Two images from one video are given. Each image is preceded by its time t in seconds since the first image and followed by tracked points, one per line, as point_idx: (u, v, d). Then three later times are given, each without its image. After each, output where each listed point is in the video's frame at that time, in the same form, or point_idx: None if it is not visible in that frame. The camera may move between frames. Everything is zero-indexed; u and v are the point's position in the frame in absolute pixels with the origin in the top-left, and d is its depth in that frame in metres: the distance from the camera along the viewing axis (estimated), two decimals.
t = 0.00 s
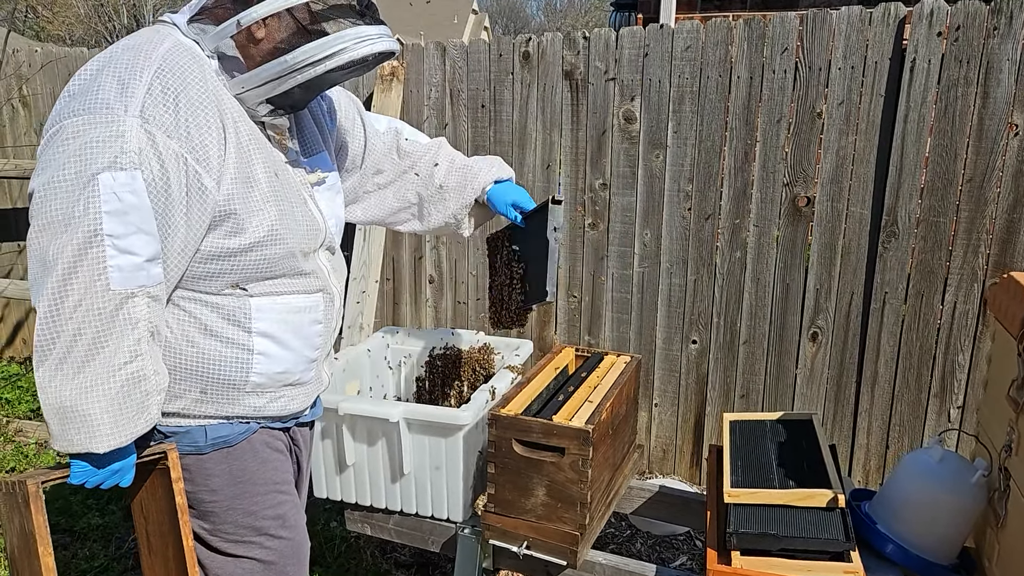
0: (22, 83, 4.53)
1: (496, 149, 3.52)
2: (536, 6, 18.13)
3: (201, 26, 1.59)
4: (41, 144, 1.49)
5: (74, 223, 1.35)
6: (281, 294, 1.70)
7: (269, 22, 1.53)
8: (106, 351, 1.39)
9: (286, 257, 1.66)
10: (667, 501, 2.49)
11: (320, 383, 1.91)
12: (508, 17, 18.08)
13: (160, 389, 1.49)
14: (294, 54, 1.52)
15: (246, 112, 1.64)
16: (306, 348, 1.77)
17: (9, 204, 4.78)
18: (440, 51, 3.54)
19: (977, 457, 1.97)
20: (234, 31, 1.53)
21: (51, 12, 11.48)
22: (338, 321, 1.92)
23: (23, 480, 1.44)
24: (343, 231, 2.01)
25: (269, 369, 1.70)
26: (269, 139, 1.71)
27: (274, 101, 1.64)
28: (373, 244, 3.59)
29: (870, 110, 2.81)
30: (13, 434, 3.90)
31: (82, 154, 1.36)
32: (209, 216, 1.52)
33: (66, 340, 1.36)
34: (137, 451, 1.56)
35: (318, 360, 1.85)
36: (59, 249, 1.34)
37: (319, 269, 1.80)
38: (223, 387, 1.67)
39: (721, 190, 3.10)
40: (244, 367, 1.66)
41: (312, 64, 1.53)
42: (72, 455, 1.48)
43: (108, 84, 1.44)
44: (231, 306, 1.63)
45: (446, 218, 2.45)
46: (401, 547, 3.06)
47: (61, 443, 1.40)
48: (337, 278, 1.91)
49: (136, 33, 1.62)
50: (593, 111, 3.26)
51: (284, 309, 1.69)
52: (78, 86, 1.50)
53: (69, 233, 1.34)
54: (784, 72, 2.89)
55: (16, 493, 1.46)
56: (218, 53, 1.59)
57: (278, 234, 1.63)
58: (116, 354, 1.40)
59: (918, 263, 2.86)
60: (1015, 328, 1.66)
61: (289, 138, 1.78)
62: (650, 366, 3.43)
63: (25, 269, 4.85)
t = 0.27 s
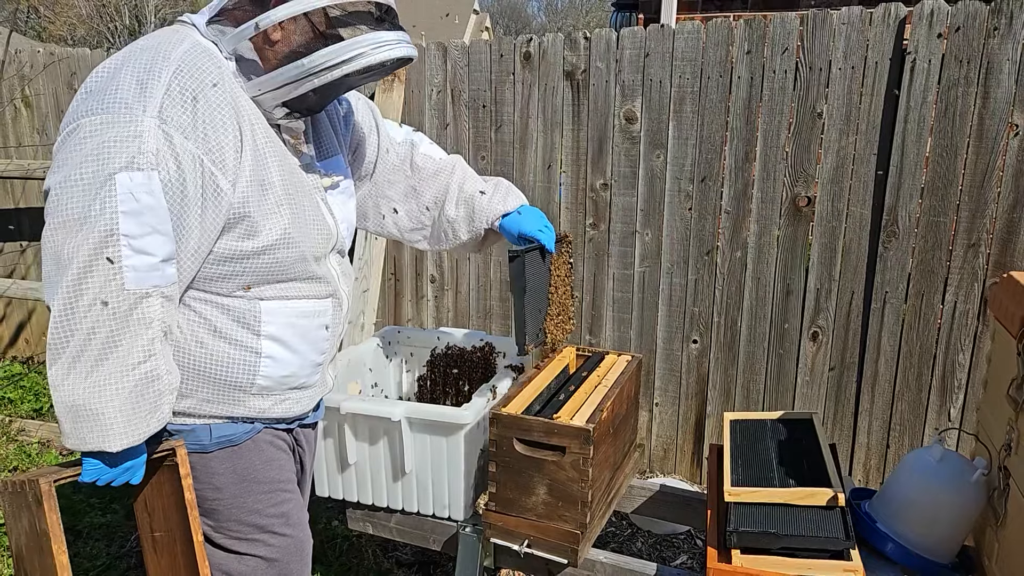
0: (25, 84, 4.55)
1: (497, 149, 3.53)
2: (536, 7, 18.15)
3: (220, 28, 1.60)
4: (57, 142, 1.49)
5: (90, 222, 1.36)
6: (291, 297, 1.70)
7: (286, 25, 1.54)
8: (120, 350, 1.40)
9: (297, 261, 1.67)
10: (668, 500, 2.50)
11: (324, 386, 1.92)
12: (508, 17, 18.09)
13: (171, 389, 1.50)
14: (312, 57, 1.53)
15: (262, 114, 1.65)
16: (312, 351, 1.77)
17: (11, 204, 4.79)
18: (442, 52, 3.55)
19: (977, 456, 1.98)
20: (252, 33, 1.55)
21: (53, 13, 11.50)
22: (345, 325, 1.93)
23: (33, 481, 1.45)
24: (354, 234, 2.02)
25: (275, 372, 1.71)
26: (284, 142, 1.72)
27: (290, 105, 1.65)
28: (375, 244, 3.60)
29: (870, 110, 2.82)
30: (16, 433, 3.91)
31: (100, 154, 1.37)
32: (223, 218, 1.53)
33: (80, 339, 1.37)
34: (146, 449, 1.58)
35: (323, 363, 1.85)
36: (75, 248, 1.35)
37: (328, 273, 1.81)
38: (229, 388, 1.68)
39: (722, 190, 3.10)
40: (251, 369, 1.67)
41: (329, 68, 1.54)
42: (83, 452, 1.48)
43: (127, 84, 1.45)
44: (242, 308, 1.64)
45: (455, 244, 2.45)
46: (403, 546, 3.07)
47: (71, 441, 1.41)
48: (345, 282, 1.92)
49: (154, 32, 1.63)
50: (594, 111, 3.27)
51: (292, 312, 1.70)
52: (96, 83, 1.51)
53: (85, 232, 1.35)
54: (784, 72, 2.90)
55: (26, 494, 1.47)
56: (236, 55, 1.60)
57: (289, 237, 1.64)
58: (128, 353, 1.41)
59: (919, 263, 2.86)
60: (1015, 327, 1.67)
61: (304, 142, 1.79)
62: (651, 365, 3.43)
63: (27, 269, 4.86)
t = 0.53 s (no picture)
0: (27, 83, 4.56)
1: (497, 147, 3.54)
2: (536, 6, 18.16)
3: (235, 28, 1.61)
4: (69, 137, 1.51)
5: (102, 220, 1.37)
6: (295, 299, 1.71)
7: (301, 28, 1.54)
8: (130, 347, 1.41)
9: (303, 263, 1.68)
10: (668, 497, 2.51)
11: (324, 388, 1.93)
12: (508, 17, 18.10)
13: (178, 387, 1.51)
14: (326, 62, 1.52)
15: (274, 116, 1.66)
16: (313, 353, 1.78)
17: (13, 203, 4.80)
18: (442, 51, 3.57)
19: (975, 451, 1.99)
20: (267, 36, 1.54)
21: (54, 13, 11.51)
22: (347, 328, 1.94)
23: (41, 478, 1.46)
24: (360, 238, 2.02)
25: (276, 373, 1.72)
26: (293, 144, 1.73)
27: (301, 107, 1.64)
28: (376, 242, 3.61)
29: (869, 108, 2.82)
30: (18, 431, 3.92)
31: (113, 152, 1.38)
32: (233, 218, 1.54)
33: (89, 336, 1.38)
34: (152, 447, 1.59)
35: (324, 365, 1.86)
36: (86, 246, 1.36)
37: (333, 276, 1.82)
38: (229, 388, 1.69)
39: (722, 188, 3.11)
40: (252, 369, 1.68)
41: (343, 73, 1.53)
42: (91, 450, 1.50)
43: (141, 82, 1.46)
44: (245, 309, 1.65)
45: (460, 258, 2.43)
46: (403, 543, 3.09)
47: (77, 437, 1.42)
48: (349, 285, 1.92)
49: (168, 31, 1.64)
50: (594, 110, 3.28)
51: (296, 314, 1.71)
52: (109, 79, 1.52)
53: (96, 230, 1.37)
54: (784, 70, 2.91)
55: (33, 491, 1.49)
56: (250, 56, 1.61)
57: (296, 240, 1.65)
58: (137, 351, 1.42)
59: (918, 260, 2.87)
60: (1013, 323, 1.67)
61: (314, 146, 1.81)
62: (651, 363, 3.44)
63: (29, 268, 4.88)
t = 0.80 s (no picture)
0: (29, 83, 4.57)
1: (499, 147, 3.55)
2: (537, 6, 18.18)
3: (249, 32, 1.63)
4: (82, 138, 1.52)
5: (115, 222, 1.38)
6: (300, 302, 1.73)
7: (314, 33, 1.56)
8: (141, 349, 1.43)
9: (309, 268, 1.69)
10: (668, 495, 2.52)
11: (327, 390, 1.94)
12: (509, 17, 18.12)
13: (186, 389, 1.52)
14: (339, 68, 1.54)
15: (284, 120, 1.68)
16: (318, 356, 1.80)
17: (16, 202, 4.82)
18: (444, 51, 3.58)
19: (974, 449, 2.00)
20: (280, 41, 1.57)
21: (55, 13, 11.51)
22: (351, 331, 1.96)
23: (45, 480, 1.48)
24: (365, 242, 2.04)
25: (280, 375, 1.73)
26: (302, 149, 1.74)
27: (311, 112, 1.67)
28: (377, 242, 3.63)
29: (869, 109, 2.84)
30: (21, 430, 3.93)
31: (127, 154, 1.40)
32: (243, 222, 1.55)
33: (100, 336, 1.40)
34: (159, 448, 1.60)
35: (328, 369, 1.87)
36: (99, 247, 1.38)
37: (338, 280, 1.83)
38: (233, 389, 1.69)
39: (722, 188, 3.13)
40: (256, 370, 1.69)
41: (354, 81, 1.55)
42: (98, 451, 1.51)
43: (156, 85, 1.48)
44: (251, 311, 1.66)
45: (462, 269, 2.45)
46: (405, 541, 3.10)
47: (85, 438, 1.43)
48: (354, 289, 1.94)
49: (183, 33, 1.66)
50: (595, 110, 3.29)
51: (301, 317, 1.72)
52: (122, 81, 1.54)
53: (109, 232, 1.38)
54: (784, 70, 2.92)
55: (38, 493, 1.50)
56: (262, 60, 1.62)
57: (304, 244, 1.66)
58: (147, 353, 1.44)
59: (918, 260, 2.88)
60: (1011, 321, 1.68)
61: (321, 152, 1.81)
62: (651, 362, 3.46)
63: (32, 267, 4.89)
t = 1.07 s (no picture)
0: (31, 84, 4.58)
1: (500, 148, 3.56)
2: (537, 6, 18.20)
3: (261, 36, 1.63)
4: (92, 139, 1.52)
5: (125, 225, 1.39)
6: (306, 306, 1.74)
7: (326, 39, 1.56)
8: (149, 351, 1.44)
9: (315, 272, 1.71)
10: (670, 494, 2.53)
11: (330, 393, 1.95)
12: (509, 17, 18.13)
13: (193, 392, 1.53)
14: (351, 75, 1.54)
15: (293, 124, 1.68)
16: (321, 359, 1.81)
17: (17, 203, 4.83)
18: (445, 52, 3.59)
19: (975, 449, 2.00)
20: (293, 46, 1.57)
21: (56, 14, 11.52)
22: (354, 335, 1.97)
23: (50, 482, 1.48)
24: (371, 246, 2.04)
25: (283, 379, 1.74)
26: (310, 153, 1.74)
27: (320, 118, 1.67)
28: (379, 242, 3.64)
29: (869, 109, 2.84)
30: (23, 430, 3.94)
31: (138, 156, 1.41)
32: (251, 226, 1.56)
33: (109, 338, 1.40)
34: (164, 450, 1.61)
35: (330, 372, 1.89)
36: (109, 250, 1.38)
37: (342, 284, 1.84)
38: (237, 392, 1.69)
39: (723, 188, 3.13)
40: (260, 374, 1.69)
41: (364, 88, 1.55)
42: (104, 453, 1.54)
43: (167, 88, 1.49)
44: (256, 314, 1.66)
45: (467, 278, 2.48)
46: (407, 541, 3.11)
47: (92, 440, 1.43)
48: (358, 293, 1.95)
49: (194, 35, 1.66)
50: (596, 111, 3.30)
51: (306, 321, 1.73)
52: (133, 82, 1.54)
53: (119, 234, 1.39)
54: (785, 71, 2.92)
55: (42, 496, 1.51)
56: (273, 65, 1.62)
57: (311, 249, 1.67)
58: (156, 355, 1.44)
59: (919, 260, 2.89)
60: (1012, 321, 1.69)
61: (330, 158, 1.83)
62: (653, 362, 3.46)
63: (34, 267, 4.90)
